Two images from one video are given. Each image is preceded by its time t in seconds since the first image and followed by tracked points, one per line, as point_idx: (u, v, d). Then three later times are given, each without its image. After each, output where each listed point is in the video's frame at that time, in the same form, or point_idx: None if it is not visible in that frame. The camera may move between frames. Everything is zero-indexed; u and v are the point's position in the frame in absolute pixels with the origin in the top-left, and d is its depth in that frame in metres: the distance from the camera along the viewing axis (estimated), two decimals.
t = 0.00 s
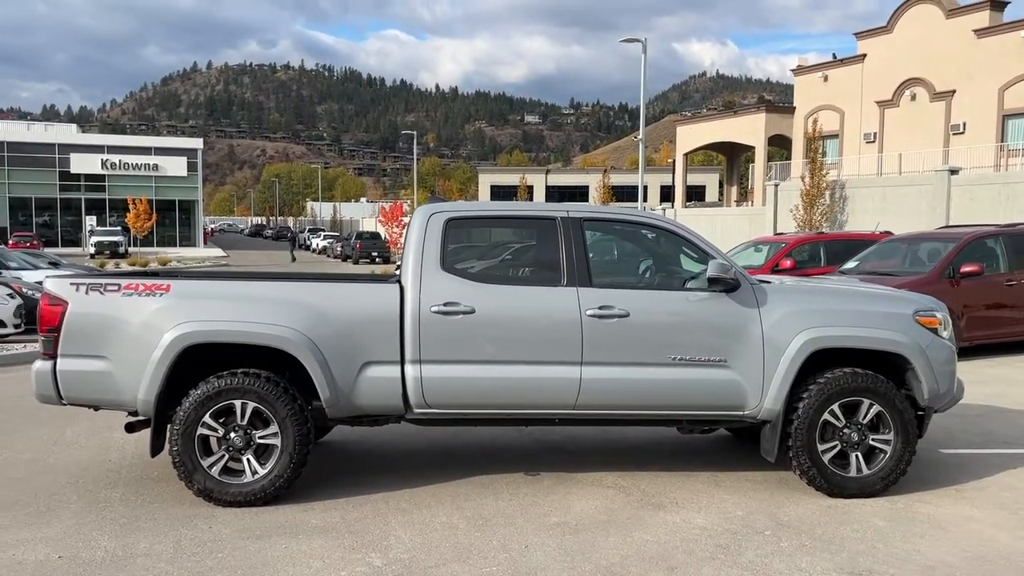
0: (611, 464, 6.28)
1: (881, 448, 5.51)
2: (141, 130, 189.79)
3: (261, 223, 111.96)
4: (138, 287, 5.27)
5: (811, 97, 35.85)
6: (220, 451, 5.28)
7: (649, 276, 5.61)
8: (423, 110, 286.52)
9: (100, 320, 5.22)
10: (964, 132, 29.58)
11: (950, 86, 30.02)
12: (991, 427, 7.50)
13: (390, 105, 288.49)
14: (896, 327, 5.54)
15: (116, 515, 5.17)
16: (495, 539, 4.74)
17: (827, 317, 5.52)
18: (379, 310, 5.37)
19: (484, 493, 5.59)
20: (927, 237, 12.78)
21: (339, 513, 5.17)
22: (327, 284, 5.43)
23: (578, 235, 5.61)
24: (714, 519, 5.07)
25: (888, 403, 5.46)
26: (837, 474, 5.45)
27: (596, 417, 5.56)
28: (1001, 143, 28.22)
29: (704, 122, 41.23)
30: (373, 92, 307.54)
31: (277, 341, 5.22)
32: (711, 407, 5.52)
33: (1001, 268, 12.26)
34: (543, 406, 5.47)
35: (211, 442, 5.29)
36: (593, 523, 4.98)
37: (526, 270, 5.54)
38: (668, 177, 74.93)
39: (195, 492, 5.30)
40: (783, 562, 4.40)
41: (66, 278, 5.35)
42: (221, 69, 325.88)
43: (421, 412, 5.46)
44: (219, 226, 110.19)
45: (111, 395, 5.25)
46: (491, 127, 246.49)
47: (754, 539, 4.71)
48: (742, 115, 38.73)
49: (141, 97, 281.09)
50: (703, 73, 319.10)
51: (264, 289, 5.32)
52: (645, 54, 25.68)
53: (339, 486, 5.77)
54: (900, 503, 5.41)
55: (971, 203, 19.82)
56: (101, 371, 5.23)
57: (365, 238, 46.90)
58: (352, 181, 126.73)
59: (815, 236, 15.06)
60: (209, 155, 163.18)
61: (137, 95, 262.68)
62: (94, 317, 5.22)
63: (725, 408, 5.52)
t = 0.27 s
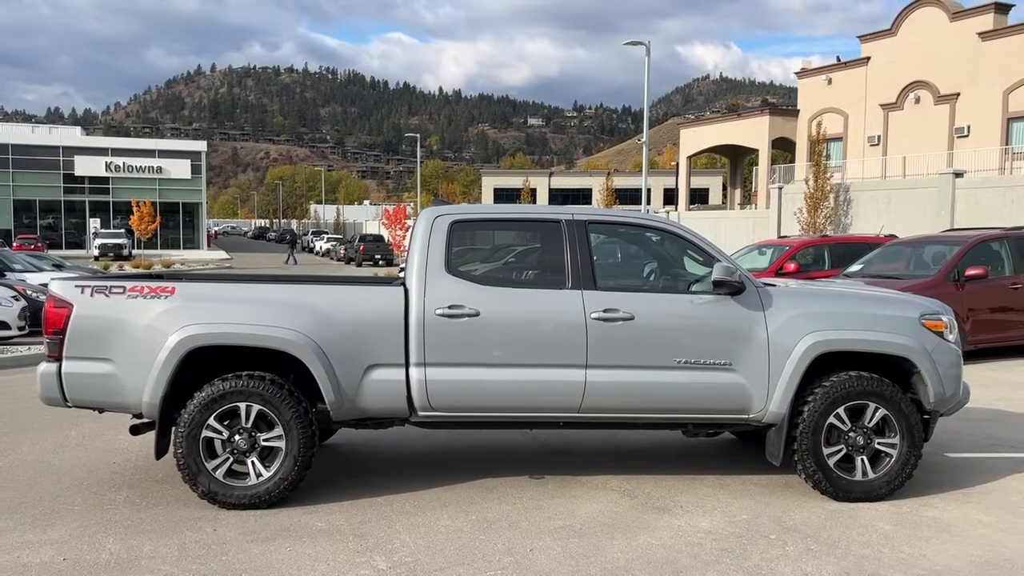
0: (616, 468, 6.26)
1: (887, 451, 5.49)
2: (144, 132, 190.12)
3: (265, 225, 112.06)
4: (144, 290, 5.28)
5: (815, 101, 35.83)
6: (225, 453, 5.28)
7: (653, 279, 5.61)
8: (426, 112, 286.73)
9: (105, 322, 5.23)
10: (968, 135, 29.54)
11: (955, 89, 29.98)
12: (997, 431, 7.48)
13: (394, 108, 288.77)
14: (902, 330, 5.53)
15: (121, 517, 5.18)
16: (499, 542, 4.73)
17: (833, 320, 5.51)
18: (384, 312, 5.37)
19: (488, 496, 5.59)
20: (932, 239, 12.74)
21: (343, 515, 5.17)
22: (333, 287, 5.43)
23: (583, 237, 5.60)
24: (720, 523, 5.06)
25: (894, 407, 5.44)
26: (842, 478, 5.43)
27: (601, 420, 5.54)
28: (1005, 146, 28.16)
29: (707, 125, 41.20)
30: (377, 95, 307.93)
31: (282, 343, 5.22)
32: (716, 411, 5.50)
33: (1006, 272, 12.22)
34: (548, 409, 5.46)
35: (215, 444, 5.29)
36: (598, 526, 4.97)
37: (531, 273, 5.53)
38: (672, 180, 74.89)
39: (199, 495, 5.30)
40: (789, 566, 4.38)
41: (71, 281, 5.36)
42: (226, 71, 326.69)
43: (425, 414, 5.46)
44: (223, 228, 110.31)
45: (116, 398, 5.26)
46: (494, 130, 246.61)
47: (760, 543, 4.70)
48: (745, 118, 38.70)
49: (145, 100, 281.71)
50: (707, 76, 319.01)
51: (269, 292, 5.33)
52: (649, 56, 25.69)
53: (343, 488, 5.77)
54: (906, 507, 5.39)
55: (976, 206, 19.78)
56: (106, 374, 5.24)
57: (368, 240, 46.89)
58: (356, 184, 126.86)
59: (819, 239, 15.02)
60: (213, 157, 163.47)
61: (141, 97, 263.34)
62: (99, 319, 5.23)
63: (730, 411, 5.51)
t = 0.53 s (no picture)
0: (618, 471, 6.25)
1: (890, 455, 5.48)
2: (146, 136, 190.29)
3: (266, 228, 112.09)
4: (146, 292, 5.28)
5: (816, 104, 35.83)
6: (226, 456, 5.27)
7: (655, 282, 5.60)
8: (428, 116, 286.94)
9: (107, 324, 5.23)
10: (970, 139, 29.53)
11: (956, 93, 29.97)
12: (999, 435, 7.46)
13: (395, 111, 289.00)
14: (904, 333, 5.52)
15: (122, 519, 5.17)
16: (501, 546, 4.72)
17: (835, 323, 5.50)
18: (386, 315, 5.36)
19: (490, 499, 5.58)
20: (934, 243, 12.73)
21: (345, 519, 5.16)
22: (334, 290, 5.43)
23: (585, 240, 5.60)
24: (722, 526, 5.05)
25: (897, 410, 5.43)
26: (845, 482, 5.42)
27: (603, 423, 5.54)
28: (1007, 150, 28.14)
29: (709, 128, 41.20)
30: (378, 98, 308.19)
31: (284, 346, 5.22)
32: (718, 414, 5.49)
33: (1008, 275, 12.20)
34: (550, 412, 5.45)
35: (217, 447, 5.28)
36: (600, 530, 4.96)
37: (533, 276, 5.53)
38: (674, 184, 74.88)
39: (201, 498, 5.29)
40: (792, 570, 4.37)
41: (73, 283, 5.36)
42: (228, 74, 327.29)
43: (427, 417, 5.45)
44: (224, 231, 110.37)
45: (118, 400, 5.26)
46: (496, 134, 246.72)
47: (763, 547, 4.69)
48: (747, 121, 38.69)
49: (148, 103, 282.18)
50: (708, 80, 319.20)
51: (270, 294, 5.33)
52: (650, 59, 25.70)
53: (345, 491, 5.76)
54: (909, 511, 5.38)
55: (977, 210, 19.77)
56: (108, 376, 5.24)
57: (370, 244, 46.86)
58: (357, 187, 126.92)
59: (821, 243, 15.01)
60: (215, 160, 163.62)
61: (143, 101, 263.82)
62: (100, 322, 5.23)
63: (733, 414, 5.50)
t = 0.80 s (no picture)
0: (617, 475, 6.24)
1: (890, 460, 5.47)
2: (147, 139, 190.44)
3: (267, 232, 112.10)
4: (145, 295, 5.28)
5: (816, 109, 35.87)
6: (225, 459, 5.27)
7: (654, 285, 5.60)
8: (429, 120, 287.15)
9: (106, 327, 5.23)
10: (970, 143, 29.54)
11: (956, 97, 29.99)
12: (998, 440, 7.45)
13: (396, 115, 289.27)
14: (903, 337, 5.52)
15: (120, 523, 5.16)
16: (500, 550, 4.71)
17: (835, 327, 5.50)
18: (385, 318, 5.36)
19: (490, 503, 5.57)
20: (934, 247, 12.73)
21: (344, 522, 5.16)
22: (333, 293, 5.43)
23: (584, 244, 5.60)
24: (722, 530, 5.04)
25: (897, 414, 5.42)
26: (845, 486, 5.41)
27: (603, 426, 5.53)
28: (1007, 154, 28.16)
29: (709, 132, 41.23)
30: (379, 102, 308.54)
31: (283, 349, 5.22)
32: (718, 418, 5.49)
33: (1009, 280, 12.19)
34: (549, 415, 5.44)
35: (216, 450, 5.27)
36: (599, 534, 4.95)
37: (532, 279, 5.53)
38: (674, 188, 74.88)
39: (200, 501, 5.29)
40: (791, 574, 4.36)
41: (73, 286, 5.36)
42: (229, 78, 327.65)
43: (427, 421, 5.45)
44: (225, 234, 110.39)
45: (117, 403, 5.25)
46: (497, 137, 246.87)
47: (762, 552, 4.68)
48: (747, 126, 38.72)
49: (149, 106, 282.55)
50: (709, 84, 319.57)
51: (270, 297, 5.33)
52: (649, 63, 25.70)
53: (344, 495, 5.75)
54: (908, 515, 5.37)
55: (977, 214, 19.76)
56: (107, 378, 5.23)
57: (370, 247, 46.84)
58: (358, 191, 127.01)
59: (821, 247, 15.01)
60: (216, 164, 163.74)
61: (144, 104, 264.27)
62: (100, 324, 5.23)
63: (732, 419, 5.50)
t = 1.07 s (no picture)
0: (616, 480, 6.23)
1: (888, 465, 5.46)
2: (147, 143, 190.64)
3: (266, 236, 112.11)
4: (143, 299, 5.27)
5: (815, 114, 35.91)
6: (223, 464, 5.26)
7: (653, 290, 5.60)
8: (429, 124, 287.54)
9: (103, 331, 5.22)
10: (969, 148, 29.59)
11: (955, 102, 30.04)
12: (998, 445, 7.43)
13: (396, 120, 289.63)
14: (902, 342, 5.51)
15: (117, 527, 5.15)
16: (499, 555, 4.70)
17: (833, 332, 5.50)
18: (383, 321, 5.36)
19: (488, 508, 5.55)
20: (933, 252, 12.74)
21: (342, 527, 5.14)
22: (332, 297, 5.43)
23: (583, 248, 5.60)
24: (720, 536, 5.03)
25: (895, 419, 5.42)
26: (843, 491, 5.40)
27: (601, 431, 5.52)
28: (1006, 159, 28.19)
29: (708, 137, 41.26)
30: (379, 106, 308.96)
31: (281, 354, 5.21)
32: (717, 423, 5.48)
33: (1008, 285, 12.19)
34: (547, 420, 5.44)
35: (214, 455, 5.26)
36: (597, 539, 4.94)
37: (531, 284, 5.53)
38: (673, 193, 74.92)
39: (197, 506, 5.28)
40: None
41: (70, 290, 5.35)
42: (229, 82, 328.12)
43: (425, 426, 5.44)
44: (224, 238, 110.42)
45: (114, 407, 5.24)
46: (496, 142, 247.10)
47: (760, 557, 4.67)
48: (746, 130, 38.74)
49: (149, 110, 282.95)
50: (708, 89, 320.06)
51: (268, 302, 5.32)
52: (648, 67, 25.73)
53: (343, 499, 5.74)
54: (907, 521, 5.36)
55: (976, 219, 19.78)
56: (105, 383, 5.23)
57: (370, 251, 46.82)
58: (358, 195, 127.14)
59: (821, 252, 15.01)
60: (215, 168, 163.87)
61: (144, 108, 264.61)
62: (97, 328, 5.22)
63: (731, 424, 5.49)
